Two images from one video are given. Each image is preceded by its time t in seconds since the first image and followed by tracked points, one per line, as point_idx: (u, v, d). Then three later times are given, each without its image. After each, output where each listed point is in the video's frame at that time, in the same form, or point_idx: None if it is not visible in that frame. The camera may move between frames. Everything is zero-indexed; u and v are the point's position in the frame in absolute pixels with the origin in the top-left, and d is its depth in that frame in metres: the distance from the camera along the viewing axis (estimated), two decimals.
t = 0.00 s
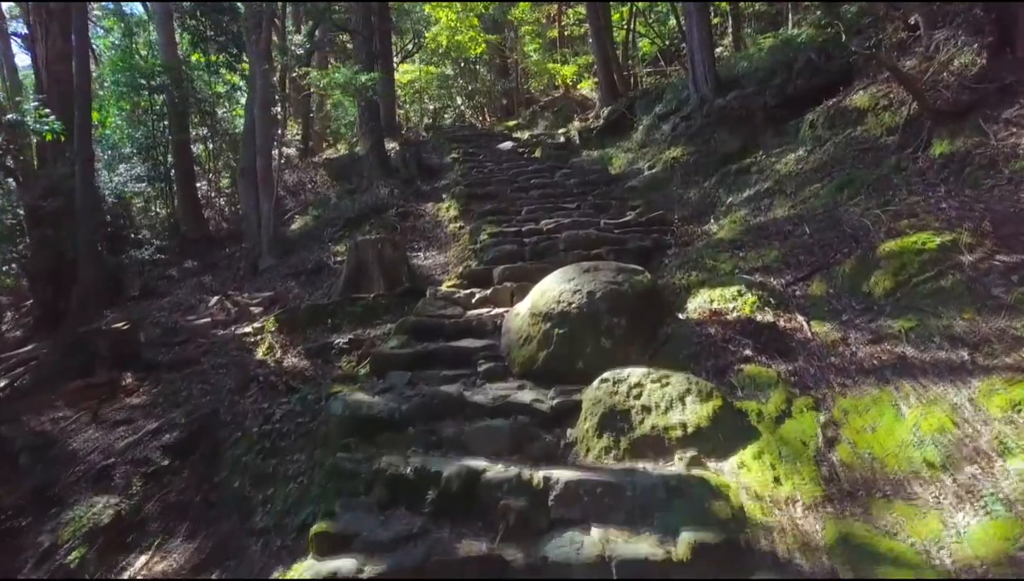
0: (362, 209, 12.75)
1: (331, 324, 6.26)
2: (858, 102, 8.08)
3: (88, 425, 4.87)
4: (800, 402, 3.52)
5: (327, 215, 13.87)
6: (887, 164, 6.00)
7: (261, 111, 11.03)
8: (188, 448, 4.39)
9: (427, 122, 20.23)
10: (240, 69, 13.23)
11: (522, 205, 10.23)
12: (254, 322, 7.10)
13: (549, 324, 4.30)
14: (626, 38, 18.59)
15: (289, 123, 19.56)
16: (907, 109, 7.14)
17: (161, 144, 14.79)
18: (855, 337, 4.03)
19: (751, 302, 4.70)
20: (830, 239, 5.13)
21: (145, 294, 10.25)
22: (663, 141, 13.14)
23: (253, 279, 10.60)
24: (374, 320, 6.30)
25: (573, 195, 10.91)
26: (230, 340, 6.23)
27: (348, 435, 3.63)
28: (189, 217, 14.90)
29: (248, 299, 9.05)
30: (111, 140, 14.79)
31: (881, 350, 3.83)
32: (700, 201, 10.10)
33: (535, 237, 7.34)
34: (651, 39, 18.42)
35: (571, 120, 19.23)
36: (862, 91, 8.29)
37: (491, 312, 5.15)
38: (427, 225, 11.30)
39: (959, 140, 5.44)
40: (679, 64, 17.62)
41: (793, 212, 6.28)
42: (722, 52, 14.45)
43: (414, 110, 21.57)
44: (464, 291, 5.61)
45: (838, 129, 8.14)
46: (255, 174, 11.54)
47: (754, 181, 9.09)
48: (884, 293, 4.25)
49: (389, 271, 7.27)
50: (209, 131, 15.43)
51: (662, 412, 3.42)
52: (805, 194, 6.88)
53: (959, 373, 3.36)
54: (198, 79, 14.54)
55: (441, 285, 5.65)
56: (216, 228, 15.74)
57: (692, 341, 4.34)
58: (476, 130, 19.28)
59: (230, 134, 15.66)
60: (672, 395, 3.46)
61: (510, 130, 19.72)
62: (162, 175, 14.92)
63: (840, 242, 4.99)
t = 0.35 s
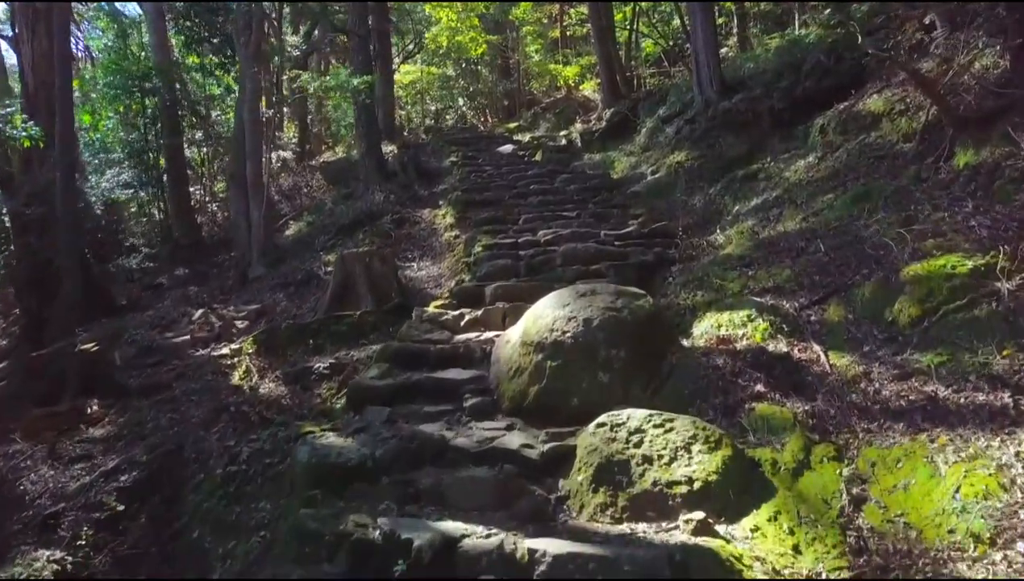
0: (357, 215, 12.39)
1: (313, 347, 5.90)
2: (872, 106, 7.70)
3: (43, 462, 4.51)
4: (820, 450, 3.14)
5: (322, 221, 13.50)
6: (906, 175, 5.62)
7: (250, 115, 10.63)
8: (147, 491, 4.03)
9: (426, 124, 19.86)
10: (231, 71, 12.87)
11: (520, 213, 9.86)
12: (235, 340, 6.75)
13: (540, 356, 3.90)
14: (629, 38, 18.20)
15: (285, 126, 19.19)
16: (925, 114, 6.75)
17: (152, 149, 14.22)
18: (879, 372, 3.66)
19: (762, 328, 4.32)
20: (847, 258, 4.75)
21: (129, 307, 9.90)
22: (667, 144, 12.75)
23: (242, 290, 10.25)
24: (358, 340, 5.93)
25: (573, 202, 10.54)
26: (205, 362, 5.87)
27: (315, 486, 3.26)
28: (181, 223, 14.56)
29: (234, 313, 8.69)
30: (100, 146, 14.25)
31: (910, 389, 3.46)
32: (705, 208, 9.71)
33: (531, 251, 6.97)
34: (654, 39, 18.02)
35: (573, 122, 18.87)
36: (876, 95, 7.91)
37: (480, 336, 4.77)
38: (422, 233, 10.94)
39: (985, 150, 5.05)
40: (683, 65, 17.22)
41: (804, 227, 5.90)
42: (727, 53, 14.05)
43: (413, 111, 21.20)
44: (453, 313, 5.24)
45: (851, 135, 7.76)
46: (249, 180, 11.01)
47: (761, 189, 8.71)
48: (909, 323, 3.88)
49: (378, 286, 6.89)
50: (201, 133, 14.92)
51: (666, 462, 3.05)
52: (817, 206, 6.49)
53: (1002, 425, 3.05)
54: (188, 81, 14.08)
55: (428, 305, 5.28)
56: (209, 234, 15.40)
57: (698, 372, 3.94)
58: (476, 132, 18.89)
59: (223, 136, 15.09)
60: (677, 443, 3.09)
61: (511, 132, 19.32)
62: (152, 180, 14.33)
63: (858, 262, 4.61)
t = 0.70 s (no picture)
0: (350, 224, 12.01)
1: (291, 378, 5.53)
2: (886, 115, 7.31)
3: None
4: (843, 525, 2.73)
5: (316, 229, 13.14)
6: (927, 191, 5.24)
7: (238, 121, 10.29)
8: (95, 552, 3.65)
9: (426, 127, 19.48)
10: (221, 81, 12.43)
11: (518, 224, 9.47)
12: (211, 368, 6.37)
13: (528, 402, 3.51)
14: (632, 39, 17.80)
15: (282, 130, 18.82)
16: (945, 124, 6.37)
17: (142, 156, 13.89)
18: (909, 424, 3.30)
19: (773, 368, 3.91)
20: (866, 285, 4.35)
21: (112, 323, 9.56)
22: (670, 150, 12.35)
23: (229, 304, 9.89)
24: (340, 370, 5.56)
25: (573, 212, 10.16)
26: (175, 395, 5.47)
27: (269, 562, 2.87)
28: (172, 232, 14.35)
29: (217, 331, 8.32)
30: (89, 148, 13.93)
31: (945, 446, 3.13)
32: (710, 219, 9.31)
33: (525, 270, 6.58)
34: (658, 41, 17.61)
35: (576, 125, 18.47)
36: (891, 103, 7.53)
37: (466, 373, 4.38)
38: (417, 244, 10.57)
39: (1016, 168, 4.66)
40: (688, 67, 16.82)
41: (817, 247, 5.52)
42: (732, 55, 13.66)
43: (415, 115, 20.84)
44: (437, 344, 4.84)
45: (864, 145, 7.37)
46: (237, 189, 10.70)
47: (770, 200, 8.32)
48: (942, 361, 3.57)
49: (364, 309, 6.50)
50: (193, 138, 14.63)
51: (667, 541, 2.61)
52: (830, 222, 6.10)
53: None
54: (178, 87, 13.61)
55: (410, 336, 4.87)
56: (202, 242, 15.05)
57: (705, 422, 3.57)
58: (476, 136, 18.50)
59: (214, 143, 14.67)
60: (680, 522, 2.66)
61: (513, 136, 18.94)
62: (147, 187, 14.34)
63: (878, 292, 4.21)
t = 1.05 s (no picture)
0: (346, 235, 11.61)
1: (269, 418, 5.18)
2: (906, 128, 6.90)
3: None
4: None
5: (312, 240, 12.75)
6: (953, 216, 4.85)
7: (228, 133, 10.04)
8: None
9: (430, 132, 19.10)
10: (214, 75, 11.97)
11: (517, 239, 9.09)
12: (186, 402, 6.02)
13: (512, 468, 3.11)
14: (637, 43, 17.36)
15: (282, 136, 18.48)
16: (971, 138, 5.94)
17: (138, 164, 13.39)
18: (948, 503, 3.00)
19: (788, 424, 3.51)
20: (891, 328, 3.96)
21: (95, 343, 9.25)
22: (676, 158, 11.91)
23: (218, 322, 9.56)
24: (321, 408, 5.21)
25: (575, 226, 9.77)
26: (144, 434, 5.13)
27: None
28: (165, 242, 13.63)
29: (202, 353, 7.99)
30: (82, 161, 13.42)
31: (984, 533, 2.82)
32: (718, 233, 8.89)
33: (521, 295, 6.18)
34: (664, 43, 17.11)
35: (579, 130, 17.58)
36: (910, 114, 7.11)
37: (449, 422, 3.99)
38: (413, 258, 10.19)
39: None
40: (694, 71, 16.34)
41: (835, 276, 5.10)
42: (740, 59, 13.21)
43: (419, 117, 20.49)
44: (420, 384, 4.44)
45: (882, 159, 6.95)
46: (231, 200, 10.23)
47: (781, 216, 7.91)
48: (986, 431, 3.20)
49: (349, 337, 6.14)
50: (189, 145, 14.04)
51: None
52: (848, 246, 5.68)
53: None
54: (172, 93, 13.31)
55: (391, 376, 4.47)
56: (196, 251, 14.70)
57: (715, 488, 3.09)
58: (480, 140, 18.08)
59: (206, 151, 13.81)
60: None
61: (517, 140, 18.51)
62: (142, 197, 13.48)
63: (909, 339, 3.80)
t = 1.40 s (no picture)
0: (341, 247, 11.21)
1: (238, 464, 4.79)
2: (926, 142, 6.49)
3: None
4: None
5: (306, 251, 12.36)
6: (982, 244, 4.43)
7: (214, 146, 9.71)
8: None
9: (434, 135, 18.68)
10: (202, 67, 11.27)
11: (516, 254, 8.68)
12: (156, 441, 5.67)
13: (490, 550, 2.75)
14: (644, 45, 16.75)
15: (282, 141, 18.10)
16: (998, 156, 5.53)
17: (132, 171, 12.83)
18: None
19: (804, 496, 3.11)
20: (917, 380, 3.60)
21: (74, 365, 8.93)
22: (682, 166, 11.46)
23: (204, 341, 9.19)
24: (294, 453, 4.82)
25: (576, 241, 9.36)
26: (103, 481, 4.75)
27: None
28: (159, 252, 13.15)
29: (183, 378, 7.63)
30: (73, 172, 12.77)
31: None
32: (726, 249, 8.46)
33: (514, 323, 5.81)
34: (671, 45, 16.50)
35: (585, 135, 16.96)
36: (931, 127, 6.69)
37: (424, 482, 3.63)
38: (408, 272, 9.80)
39: None
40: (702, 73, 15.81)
41: (852, 310, 4.68)
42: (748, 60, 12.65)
43: (424, 118, 20.05)
44: (396, 432, 4.10)
45: (900, 175, 6.54)
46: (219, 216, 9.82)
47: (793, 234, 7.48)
48: None
49: (329, 368, 5.78)
50: (186, 154, 13.34)
51: None
52: (865, 272, 5.26)
53: None
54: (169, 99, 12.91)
55: (365, 425, 4.12)
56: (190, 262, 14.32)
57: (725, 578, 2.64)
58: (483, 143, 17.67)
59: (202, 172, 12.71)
60: None
61: (521, 144, 17.92)
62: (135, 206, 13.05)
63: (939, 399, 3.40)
